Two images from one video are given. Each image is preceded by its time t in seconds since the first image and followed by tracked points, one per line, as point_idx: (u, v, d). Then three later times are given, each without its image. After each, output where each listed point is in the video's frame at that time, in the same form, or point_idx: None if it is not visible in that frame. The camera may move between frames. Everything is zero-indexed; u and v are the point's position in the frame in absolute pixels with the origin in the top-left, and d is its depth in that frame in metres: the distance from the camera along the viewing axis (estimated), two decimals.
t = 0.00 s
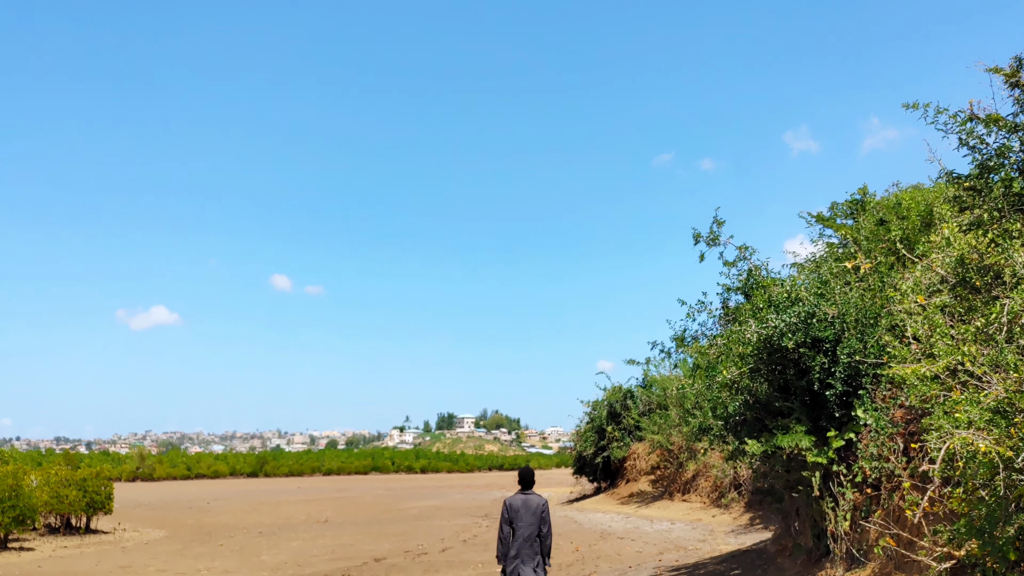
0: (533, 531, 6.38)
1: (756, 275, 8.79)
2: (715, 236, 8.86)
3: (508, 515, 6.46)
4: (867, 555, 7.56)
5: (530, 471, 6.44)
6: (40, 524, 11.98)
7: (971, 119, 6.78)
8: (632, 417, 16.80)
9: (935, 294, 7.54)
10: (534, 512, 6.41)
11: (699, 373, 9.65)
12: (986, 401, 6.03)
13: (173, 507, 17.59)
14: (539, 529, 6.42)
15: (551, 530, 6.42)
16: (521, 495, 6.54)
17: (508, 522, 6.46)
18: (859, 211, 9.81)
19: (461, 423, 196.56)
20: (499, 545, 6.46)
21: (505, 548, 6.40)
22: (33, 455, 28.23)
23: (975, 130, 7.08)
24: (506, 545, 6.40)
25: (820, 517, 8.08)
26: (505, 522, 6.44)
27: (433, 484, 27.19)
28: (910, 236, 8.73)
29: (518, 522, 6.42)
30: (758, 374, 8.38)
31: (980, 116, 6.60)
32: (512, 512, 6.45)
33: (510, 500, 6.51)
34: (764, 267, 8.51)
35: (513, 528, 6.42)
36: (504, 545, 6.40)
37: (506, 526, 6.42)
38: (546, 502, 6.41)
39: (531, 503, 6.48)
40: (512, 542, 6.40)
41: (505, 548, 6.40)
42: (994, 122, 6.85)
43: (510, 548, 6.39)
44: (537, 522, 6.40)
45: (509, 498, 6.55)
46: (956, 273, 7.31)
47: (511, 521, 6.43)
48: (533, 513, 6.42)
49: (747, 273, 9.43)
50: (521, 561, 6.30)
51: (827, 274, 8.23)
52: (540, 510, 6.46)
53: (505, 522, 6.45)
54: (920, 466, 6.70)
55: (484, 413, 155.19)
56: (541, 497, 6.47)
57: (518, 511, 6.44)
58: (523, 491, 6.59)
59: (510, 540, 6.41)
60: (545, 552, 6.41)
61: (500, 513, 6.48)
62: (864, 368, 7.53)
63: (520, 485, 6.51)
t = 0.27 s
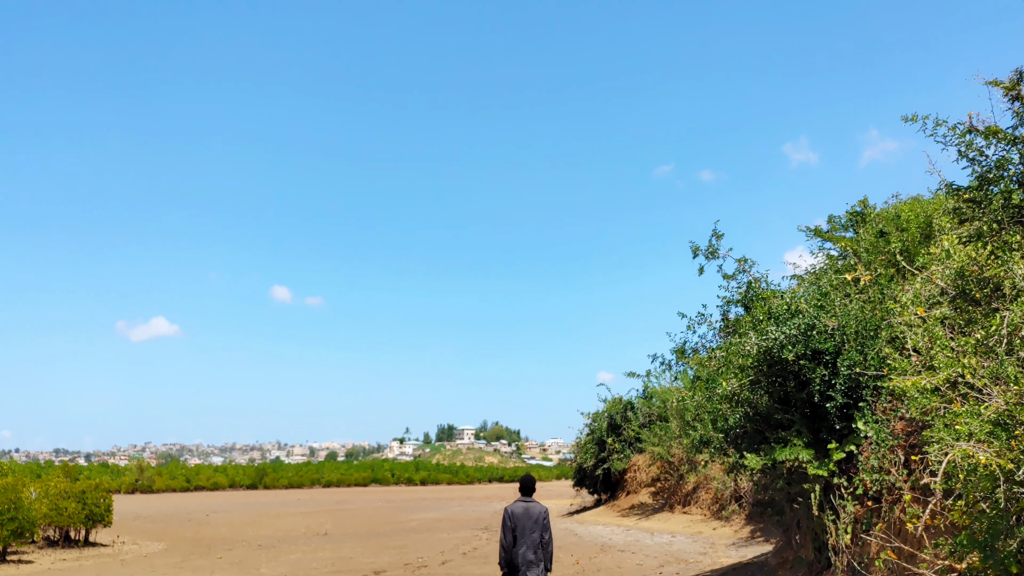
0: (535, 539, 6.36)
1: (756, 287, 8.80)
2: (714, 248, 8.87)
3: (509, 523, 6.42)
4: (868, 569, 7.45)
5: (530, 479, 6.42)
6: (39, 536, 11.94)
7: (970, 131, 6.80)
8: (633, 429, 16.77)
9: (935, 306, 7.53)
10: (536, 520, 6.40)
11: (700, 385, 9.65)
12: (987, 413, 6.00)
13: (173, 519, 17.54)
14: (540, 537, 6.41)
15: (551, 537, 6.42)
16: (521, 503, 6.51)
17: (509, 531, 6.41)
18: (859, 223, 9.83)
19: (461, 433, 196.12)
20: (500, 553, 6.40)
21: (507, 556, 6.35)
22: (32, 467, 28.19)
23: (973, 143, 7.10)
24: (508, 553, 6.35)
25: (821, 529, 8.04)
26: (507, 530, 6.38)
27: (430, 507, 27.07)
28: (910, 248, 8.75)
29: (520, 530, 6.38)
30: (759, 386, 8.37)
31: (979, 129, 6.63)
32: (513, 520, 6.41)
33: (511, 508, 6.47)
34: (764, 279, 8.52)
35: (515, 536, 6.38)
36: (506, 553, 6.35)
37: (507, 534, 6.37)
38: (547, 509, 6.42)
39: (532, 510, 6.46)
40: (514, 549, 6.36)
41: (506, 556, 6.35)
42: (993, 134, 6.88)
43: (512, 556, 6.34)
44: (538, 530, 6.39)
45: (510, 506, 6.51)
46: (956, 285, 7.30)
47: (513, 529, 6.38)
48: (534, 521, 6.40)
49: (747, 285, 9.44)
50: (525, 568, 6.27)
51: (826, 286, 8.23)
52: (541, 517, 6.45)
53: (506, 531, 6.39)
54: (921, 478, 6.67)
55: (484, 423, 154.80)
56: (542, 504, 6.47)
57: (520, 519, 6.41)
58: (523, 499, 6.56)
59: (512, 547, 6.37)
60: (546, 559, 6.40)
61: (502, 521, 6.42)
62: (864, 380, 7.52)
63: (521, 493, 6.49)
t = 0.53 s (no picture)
0: (535, 549, 6.34)
1: (755, 298, 8.80)
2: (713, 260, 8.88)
3: (510, 533, 6.38)
4: None
5: (531, 489, 6.38)
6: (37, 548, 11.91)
7: (969, 142, 6.82)
8: (633, 440, 16.71)
9: (935, 317, 7.52)
10: (537, 531, 6.37)
11: (700, 396, 9.65)
12: (987, 425, 5.97)
13: (172, 531, 17.49)
14: (541, 547, 6.38)
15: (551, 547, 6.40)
16: (521, 513, 6.47)
17: (509, 541, 6.36)
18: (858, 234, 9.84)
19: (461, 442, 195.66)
20: (500, 564, 6.36)
21: (507, 567, 6.31)
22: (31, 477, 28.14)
23: (973, 153, 7.11)
24: (508, 564, 6.31)
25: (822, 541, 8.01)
26: (508, 541, 6.34)
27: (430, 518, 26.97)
28: (910, 258, 8.75)
29: (520, 540, 6.35)
30: (759, 397, 8.36)
31: (977, 140, 6.65)
32: (514, 531, 6.36)
33: (512, 518, 6.42)
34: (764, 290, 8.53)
35: (516, 546, 6.35)
36: (506, 564, 6.31)
37: (508, 545, 6.33)
38: (547, 519, 6.39)
39: (532, 520, 6.42)
40: (514, 560, 6.32)
41: (507, 567, 6.31)
42: (993, 145, 6.89)
43: (513, 567, 6.31)
44: (538, 540, 6.37)
45: (510, 516, 6.46)
46: (956, 295, 7.28)
47: (513, 540, 6.34)
48: (535, 531, 6.37)
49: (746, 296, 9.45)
50: None
51: (826, 296, 8.23)
52: (541, 527, 6.43)
53: (507, 541, 6.35)
54: (922, 490, 6.64)
55: (484, 436, 154.50)
56: (542, 514, 6.45)
57: (520, 529, 6.37)
58: (522, 509, 6.52)
59: (513, 558, 6.33)
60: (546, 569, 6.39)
61: (502, 531, 6.37)
62: (864, 391, 7.50)
63: (521, 503, 6.45)
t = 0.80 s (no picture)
0: (535, 567, 6.30)
1: (756, 310, 8.81)
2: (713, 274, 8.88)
3: (510, 551, 6.36)
4: None
5: (529, 507, 6.36)
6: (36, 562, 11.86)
7: (968, 155, 6.86)
8: (633, 452, 16.66)
9: (936, 329, 7.50)
10: (537, 549, 6.34)
11: (701, 409, 9.65)
12: (988, 438, 5.94)
13: (171, 544, 17.42)
14: (541, 565, 6.35)
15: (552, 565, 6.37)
16: (521, 531, 6.45)
17: (509, 560, 6.34)
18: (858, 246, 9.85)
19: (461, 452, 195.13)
20: None
21: None
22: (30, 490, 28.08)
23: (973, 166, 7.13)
24: None
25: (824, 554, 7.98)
26: (508, 560, 6.32)
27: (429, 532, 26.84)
28: (910, 271, 8.76)
29: (520, 559, 6.32)
30: (760, 410, 8.35)
31: (977, 153, 6.67)
32: (514, 549, 6.34)
33: (511, 537, 6.40)
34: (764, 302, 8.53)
35: (516, 565, 6.32)
36: None
37: (508, 564, 6.30)
38: (547, 537, 6.37)
39: (532, 538, 6.40)
40: None
41: None
42: (992, 158, 6.91)
43: None
44: (538, 558, 6.34)
45: (510, 534, 6.44)
46: (956, 307, 7.26)
47: (513, 558, 6.32)
48: (535, 549, 6.34)
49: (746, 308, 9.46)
50: None
51: (827, 309, 8.24)
52: (541, 545, 6.40)
53: (507, 560, 6.33)
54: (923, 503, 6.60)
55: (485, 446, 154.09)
56: (542, 532, 6.42)
57: (520, 548, 6.35)
58: (522, 527, 6.50)
59: None
60: None
61: (502, 550, 6.35)
62: (864, 404, 7.49)
63: (521, 521, 6.43)
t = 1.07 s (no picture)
0: None
1: (756, 322, 8.81)
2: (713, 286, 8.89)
3: (508, 566, 6.34)
4: None
5: (527, 521, 6.35)
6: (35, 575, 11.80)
7: (968, 167, 6.88)
8: (633, 464, 16.62)
9: (936, 342, 7.49)
10: (535, 563, 6.32)
11: (702, 422, 9.64)
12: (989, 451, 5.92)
13: (170, 557, 17.35)
14: None
15: None
16: (519, 545, 6.43)
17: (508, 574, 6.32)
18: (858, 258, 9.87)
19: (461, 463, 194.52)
20: None
21: None
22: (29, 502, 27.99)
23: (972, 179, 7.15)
24: None
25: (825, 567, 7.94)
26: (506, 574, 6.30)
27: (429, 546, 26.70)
28: (910, 283, 8.77)
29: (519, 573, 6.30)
30: (760, 422, 8.33)
31: (976, 166, 6.69)
32: (512, 563, 6.32)
33: (510, 551, 6.38)
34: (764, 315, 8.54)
35: None
36: None
37: None
38: (545, 550, 6.34)
39: (530, 553, 6.37)
40: None
41: None
42: (991, 171, 6.93)
43: None
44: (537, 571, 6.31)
45: (508, 549, 6.43)
46: (956, 320, 7.25)
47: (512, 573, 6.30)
48: (533, 563, 6.32)
49: (746, 320, 9.46)
50: None
51: (827, 321, 8.24)
52: (539, 558, 6.37)
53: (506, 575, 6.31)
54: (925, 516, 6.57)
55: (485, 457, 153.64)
56: (540, 546, 6.39)
57: (518, 562, 6.32)
58: (521, 541, 6.48)
59: None
60: None
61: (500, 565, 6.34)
62: (865, 416, 7.47)
63: (519, 535, 6.41)
